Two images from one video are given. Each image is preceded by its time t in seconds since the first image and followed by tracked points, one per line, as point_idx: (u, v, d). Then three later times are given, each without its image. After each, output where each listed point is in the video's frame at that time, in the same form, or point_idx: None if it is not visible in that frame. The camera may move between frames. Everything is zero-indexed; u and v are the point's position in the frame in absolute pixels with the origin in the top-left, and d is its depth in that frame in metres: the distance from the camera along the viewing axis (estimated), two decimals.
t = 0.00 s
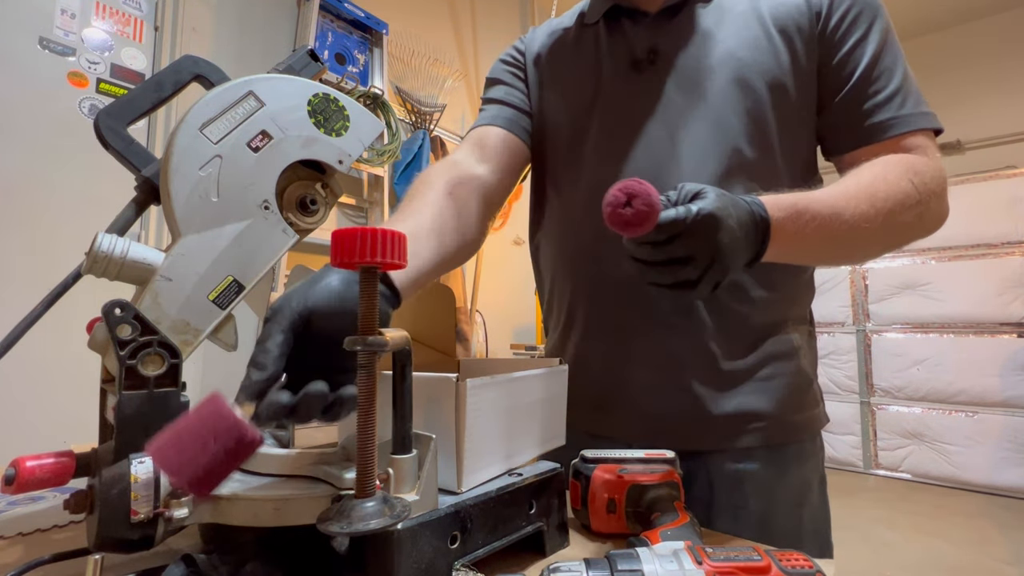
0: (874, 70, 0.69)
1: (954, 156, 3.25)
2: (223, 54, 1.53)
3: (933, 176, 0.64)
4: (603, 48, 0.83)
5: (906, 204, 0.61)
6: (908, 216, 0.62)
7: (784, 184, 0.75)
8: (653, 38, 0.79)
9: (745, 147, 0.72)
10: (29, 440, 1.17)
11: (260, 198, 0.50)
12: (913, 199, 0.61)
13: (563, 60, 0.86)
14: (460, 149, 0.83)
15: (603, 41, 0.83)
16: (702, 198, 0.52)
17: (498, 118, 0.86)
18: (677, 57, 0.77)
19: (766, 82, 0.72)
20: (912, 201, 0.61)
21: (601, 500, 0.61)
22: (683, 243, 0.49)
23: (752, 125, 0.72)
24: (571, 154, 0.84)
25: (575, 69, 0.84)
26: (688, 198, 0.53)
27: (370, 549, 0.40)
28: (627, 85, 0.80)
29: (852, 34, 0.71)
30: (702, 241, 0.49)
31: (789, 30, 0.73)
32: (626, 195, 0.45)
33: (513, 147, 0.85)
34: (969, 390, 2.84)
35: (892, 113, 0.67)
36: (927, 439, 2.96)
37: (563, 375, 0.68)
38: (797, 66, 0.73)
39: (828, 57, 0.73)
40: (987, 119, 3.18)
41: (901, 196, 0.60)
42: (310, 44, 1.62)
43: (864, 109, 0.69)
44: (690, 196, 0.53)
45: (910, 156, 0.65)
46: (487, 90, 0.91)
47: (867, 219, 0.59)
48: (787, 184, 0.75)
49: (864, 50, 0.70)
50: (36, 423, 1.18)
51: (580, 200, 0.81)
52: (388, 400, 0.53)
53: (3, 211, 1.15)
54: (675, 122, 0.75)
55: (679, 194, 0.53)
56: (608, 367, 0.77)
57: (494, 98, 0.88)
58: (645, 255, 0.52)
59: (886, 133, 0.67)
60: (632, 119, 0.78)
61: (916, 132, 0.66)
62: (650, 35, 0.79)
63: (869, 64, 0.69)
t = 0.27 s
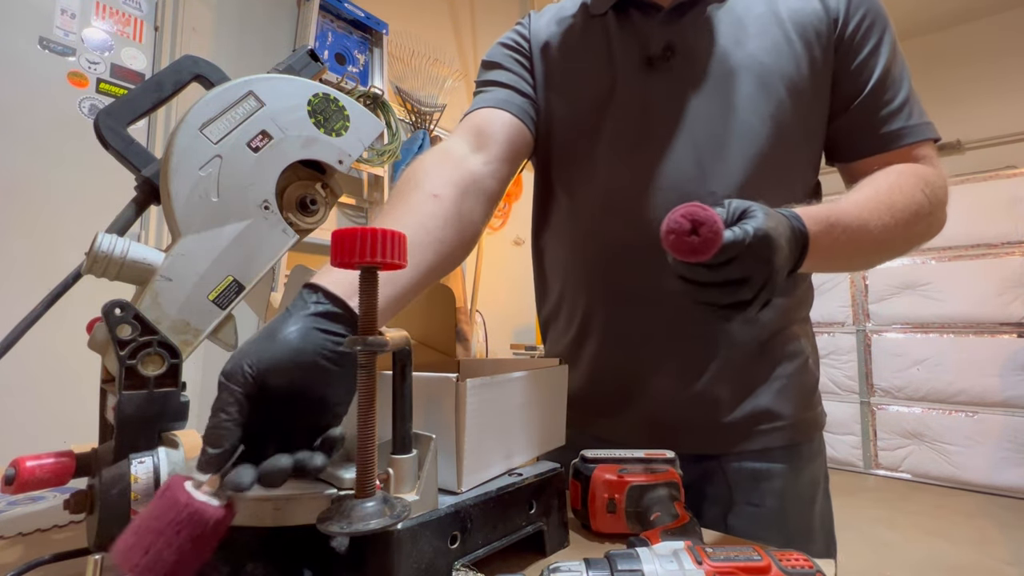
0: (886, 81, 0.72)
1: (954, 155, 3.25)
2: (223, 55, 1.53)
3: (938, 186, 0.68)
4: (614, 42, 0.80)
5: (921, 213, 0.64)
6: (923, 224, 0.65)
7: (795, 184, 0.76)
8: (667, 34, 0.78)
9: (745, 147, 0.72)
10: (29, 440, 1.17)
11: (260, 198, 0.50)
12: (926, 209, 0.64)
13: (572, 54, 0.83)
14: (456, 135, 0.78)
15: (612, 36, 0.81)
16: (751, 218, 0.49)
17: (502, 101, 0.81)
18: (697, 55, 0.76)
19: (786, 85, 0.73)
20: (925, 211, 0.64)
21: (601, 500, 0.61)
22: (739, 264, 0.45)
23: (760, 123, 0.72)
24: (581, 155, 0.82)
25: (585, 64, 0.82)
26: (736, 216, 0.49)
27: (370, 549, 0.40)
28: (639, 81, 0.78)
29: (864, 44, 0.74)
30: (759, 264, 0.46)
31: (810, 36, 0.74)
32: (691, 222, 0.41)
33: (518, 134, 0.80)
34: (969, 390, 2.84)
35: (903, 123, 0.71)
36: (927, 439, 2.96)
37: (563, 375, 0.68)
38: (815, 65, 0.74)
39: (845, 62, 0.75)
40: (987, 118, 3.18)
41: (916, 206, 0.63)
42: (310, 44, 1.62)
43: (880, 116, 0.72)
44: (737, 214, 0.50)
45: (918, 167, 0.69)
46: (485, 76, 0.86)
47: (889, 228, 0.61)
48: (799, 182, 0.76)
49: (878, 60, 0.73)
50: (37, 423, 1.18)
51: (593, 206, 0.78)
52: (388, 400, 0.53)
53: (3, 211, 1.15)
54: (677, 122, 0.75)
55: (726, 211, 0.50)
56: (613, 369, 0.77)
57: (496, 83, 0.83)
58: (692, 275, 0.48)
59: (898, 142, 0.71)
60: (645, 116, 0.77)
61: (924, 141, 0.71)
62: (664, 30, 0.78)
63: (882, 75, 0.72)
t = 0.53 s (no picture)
0: (889, 83, 0.71)
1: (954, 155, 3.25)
2: (223, 54, 1.53)
3: (944, 191, 0.67)
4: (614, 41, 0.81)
5: (924, 218, 0.63)
6: (928, 230, 0.64)
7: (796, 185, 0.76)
8: (669, 32, 0.78)
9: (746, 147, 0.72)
10: (29, 440, 1.17)
11: (260, 198, 0.50)
12: (930, 214, 0.64)
13: (574, 54, 0.83)
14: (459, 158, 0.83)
15: (612, 35, 0.82)
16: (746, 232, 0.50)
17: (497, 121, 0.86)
18: (696, 53, 0.76)
19: (783, 83, 0.73)
20: (930, 215, 0.64)
21: (601, 500, 0.61)
22: (734, 279, 0.46)
23: (760, 123, 0.72)
24: (579, 155, 0.82)
25: (583, 64, 0.83)
26: (731, 231, 0.50)
27: (370, 550, 0.40)
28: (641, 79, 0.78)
29: (869, 42, 0.73)
30: (754, 278, 0.46)
31: (811, 35, 0.73)
32: (682, 243, 0.43)
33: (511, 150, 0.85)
34: (969, 390, 2.84)
35: (908, 124, 0.70)
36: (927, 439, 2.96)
37: (563, 375, 0.68)
38: (814, 64, 0.74)
39: (849, 62, 0.74)
40: (987, 118, 3.18)
41: (920, 211, 0.63)
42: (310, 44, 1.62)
43: (884, 117, 0.71)
44: (732, 228, 0.51)
45: (923, 170, 0.68)
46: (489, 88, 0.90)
47: (893, 234, 0.61)
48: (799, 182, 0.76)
49: (881, 60, 0.72)
50: (37, 423, 1.18)
51: (593, 207, 0.79)
52: (388, 400, 0.53)
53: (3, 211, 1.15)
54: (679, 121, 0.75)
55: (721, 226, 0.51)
56: (612, 368, 0.77)
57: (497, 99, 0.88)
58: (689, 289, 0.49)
59: (903, 144, 0.70)
60: (646, 115, 0.77)
61: (930, 143, 0.70)
62: (666, 28, 0.79)
63: (885, 76, 0.72)
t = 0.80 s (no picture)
0: (876, 72, 0.66)
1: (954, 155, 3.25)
2: (223, 54, 1.53)
3: (941, 179, 0.61)
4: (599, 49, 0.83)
5: (910, 212, 0.58)
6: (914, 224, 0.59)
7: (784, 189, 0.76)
8: (648, 38, 0.79)
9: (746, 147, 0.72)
10: (29, 440, 1.17)
11: (261, 198, 0.50)
12: (918, 207, 0.59)
13: (558, 69, 0.88)
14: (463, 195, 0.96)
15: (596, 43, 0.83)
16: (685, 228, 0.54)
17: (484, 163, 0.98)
18: (673, 57, 0.76)
19: (753, 80, 0.71)
20: (917, 208, 0.59)
21: (601, 500, 0.61)
22: (668, 273, 0.51)
23: (740, 126, 0.72)
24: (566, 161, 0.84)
25: (567, 76, 0.86)
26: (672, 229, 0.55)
27: (370, 550, 0.40)
28: (625, 85, 0.80)
29: (855, 32, 0.68)
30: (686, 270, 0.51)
31: (785, 28, 0.71)
32: (604, 240, 0.48)
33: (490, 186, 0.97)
34: (969, 390, 2.84)
35: (896, 115, 0.63)
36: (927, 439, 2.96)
37: (563, 375, 0.68)
38: (790, 61, 0.71)
39: (828, 57, 0.70)
40: (988, 118, 3.18)
41: (903, 204, 0.58)
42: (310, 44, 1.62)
43: (867, 110, 0.66)
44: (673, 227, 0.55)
45: (915, 159, 0.62)
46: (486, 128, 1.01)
47: (866, 231, 0.58)
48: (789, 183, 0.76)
49: (867, 50, 0.67)
50: (37, 423, 1.18)
51: (580, 209, 0.81)
52: (388, 401, 0.53)
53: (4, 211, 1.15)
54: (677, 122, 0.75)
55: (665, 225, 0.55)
56: (605, 365, 0.77)
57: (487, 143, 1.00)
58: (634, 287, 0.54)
59: (888, 137, 0.64)
60: (630, 121, 0.78)
61: (922, 133, 0.62)
62: (645, 34, 0.79)
63: (871, 65, 0.66)
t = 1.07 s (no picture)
0: (835, 57, 0.64)
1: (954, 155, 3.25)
2: (223, 54, 1.53)
3: (905, 154, 0.57)
4: (586, 67, 0.87)
5: (853, 192, 0.56)
6: (865, 203, 0.56)
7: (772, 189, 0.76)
8: (625, 52, 0.82)
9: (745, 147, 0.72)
10: (29, 440, 1.17)
11: (260, 198, 0.50)
12: (865, 186, 0.56)
13: (552, 87, 0.92)
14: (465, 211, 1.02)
15: (584, 61, 0.88)
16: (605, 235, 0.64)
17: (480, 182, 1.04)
18: (646, 66, 0.79)
19: (715, 79, 0.72)
20: (862, 188, 0.56)
21: (601, 500, 0.61)
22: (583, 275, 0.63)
23: (706, 125, 0.73)
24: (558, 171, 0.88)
25: (560, 92, 0.90)
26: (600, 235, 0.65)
27: (370, 550, 0.40)
28: (607, 97, 0.83)
29: (815, 19, 0.67)
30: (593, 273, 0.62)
31: (744, 25, 0.72)
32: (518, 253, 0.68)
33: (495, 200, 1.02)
34: (969, 390, 2.84)
35: (854, 98, 0.61)
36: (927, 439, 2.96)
37: (563, 375, 0.68)
38: (751, 60, 0.72)
39: (789, 48, 0.69)
40: (988, 118, 3.18)
41: (843, 185, 0.56)
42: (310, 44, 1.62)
43: (826, 96, 0.64)
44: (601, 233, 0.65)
45: (877, 138, 0.58)
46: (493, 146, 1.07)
47: (803, 217, 0.57)
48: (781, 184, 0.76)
49: (826, 36, 0.65)
50: (36, 423, 1.18)
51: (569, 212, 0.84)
52: (389, 401, 0.53)
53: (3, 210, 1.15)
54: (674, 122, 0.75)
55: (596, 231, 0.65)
56: (601, 363, 0.79)
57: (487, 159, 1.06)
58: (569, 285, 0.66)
59: (845, 120, 0.61)
60: (616, 129, 0.80)
61: (883, 112, 0.59)
62: (623, 49, 0.83)
63: (829, 50, 0.64)
